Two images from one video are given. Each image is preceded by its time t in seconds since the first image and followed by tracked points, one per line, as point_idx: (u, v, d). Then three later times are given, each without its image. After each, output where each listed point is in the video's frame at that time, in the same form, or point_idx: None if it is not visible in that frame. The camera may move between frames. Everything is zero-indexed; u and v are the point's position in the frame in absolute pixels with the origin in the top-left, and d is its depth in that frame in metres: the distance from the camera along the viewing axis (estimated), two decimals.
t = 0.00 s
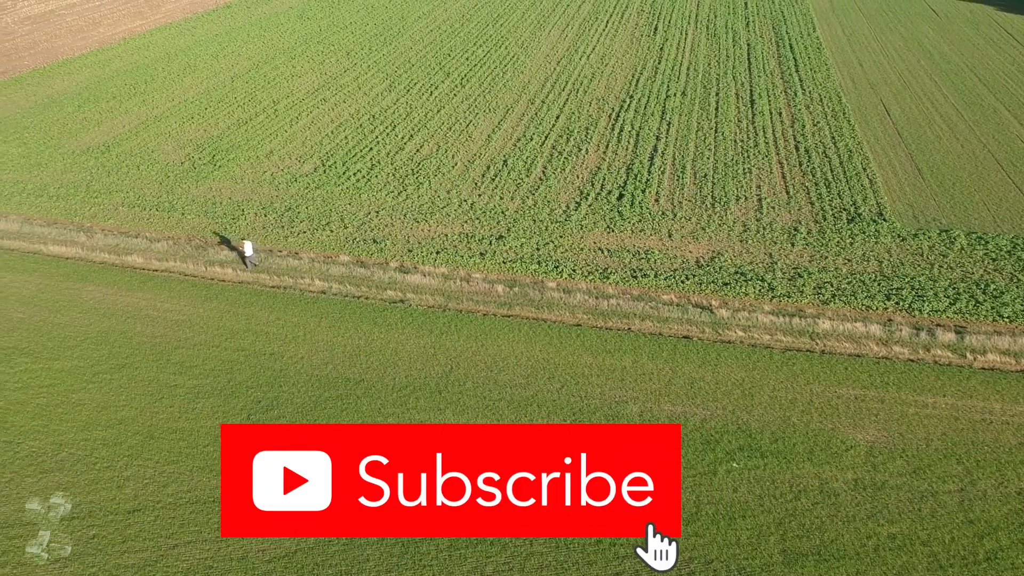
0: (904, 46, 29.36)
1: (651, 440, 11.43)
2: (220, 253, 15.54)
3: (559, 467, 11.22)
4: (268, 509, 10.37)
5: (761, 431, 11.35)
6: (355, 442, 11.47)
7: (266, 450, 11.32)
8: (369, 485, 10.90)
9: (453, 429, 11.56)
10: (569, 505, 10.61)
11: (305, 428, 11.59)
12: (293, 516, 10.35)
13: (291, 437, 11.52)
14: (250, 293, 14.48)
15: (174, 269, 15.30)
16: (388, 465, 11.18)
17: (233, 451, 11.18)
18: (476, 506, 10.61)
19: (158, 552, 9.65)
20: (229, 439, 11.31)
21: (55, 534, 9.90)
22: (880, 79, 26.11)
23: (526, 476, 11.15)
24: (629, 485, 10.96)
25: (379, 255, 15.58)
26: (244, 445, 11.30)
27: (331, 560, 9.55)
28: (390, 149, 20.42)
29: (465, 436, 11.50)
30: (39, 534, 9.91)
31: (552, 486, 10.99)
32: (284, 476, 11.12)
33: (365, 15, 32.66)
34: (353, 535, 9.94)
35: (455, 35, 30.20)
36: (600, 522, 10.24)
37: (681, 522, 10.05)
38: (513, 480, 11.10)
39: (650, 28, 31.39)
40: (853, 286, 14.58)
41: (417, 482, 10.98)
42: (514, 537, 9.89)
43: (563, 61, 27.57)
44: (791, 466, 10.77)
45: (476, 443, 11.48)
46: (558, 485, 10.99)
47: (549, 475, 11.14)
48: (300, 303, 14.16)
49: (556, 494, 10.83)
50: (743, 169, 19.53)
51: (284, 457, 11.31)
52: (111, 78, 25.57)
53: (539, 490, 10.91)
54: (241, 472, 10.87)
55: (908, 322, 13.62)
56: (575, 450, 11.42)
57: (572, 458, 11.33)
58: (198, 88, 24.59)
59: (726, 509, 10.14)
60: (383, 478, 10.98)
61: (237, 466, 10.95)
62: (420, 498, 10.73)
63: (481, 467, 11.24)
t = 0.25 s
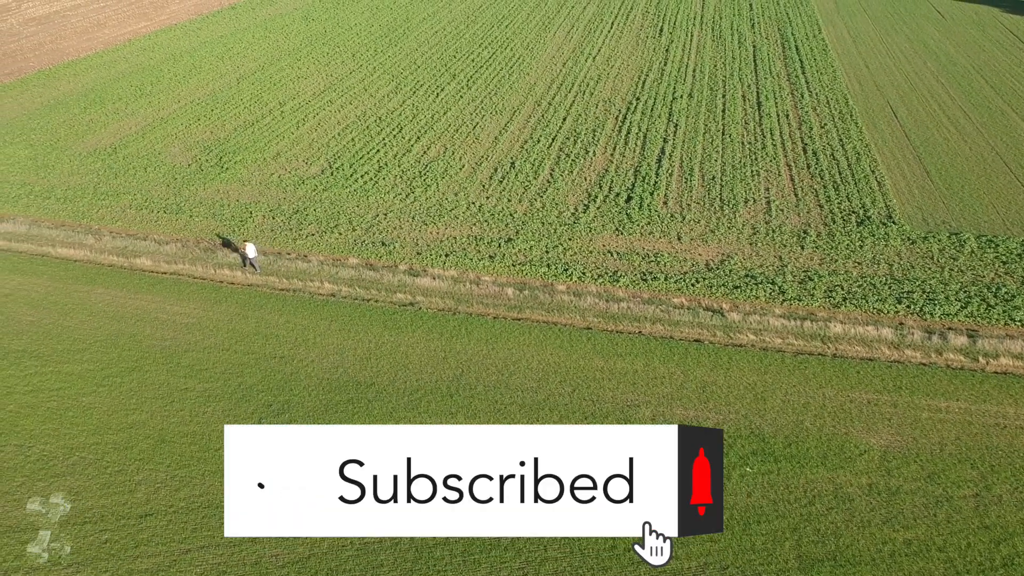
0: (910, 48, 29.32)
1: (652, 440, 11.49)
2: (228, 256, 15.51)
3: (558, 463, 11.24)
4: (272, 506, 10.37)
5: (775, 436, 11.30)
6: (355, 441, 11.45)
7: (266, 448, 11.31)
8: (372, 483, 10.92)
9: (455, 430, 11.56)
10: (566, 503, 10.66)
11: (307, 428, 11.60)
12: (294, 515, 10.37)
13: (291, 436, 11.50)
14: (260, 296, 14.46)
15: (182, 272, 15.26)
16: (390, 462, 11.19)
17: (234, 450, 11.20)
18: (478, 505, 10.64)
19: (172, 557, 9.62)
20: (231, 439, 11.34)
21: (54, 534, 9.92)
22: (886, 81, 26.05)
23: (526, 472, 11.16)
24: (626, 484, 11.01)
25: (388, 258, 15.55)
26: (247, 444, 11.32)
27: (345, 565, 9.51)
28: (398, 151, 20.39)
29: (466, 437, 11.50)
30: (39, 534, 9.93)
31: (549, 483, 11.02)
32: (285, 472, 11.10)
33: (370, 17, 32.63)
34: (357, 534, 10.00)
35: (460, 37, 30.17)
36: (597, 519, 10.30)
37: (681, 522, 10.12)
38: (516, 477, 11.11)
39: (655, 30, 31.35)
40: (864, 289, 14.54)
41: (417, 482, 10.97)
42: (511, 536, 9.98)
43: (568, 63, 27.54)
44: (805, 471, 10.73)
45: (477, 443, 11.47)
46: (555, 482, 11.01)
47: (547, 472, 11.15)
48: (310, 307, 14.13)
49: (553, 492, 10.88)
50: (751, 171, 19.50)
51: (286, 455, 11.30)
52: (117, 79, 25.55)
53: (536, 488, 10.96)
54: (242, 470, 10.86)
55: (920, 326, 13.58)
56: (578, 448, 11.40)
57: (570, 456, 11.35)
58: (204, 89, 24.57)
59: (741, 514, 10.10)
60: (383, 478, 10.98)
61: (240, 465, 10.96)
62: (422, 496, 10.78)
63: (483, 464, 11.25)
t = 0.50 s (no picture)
0: (916, 50, 29.28)
1: (646, 439, 11.52)
2: (237, 259, 15.48)
3: (564, 463, 11.18)
4: (265, 508, 10.42)
5: (788, 441, 11.28)
6: (354, 441, 11.49)
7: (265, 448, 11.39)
8: (363, 483, 10.94)
9: (451, 429, 11.58)
10: (575, 504, 10.64)
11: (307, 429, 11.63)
12: (294, 515, 10.43)
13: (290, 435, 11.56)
14: (269, 299, 14.43)
15: (191, 274, 15.23)
16: (382, 461, 11.20)
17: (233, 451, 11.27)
18: (473, 504, 10.65)
19: (186, 562, 9.60)
20: (225, 439, 11.37)
21: (54, 534, 9.96)
22: (893, 83, 26.01)
23: (529, 471, 11.14)
24: (635, 482, 10.95)
25: (397, 261, 15.52)
26: (240, 445, 11.37)
27: (359, 570, 9.49)
28: (405, 153, 20.35)
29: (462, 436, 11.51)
30: (39, 534, 9.97)
31: (557, 483, 10.98)
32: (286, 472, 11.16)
33: (375, 18, 32.61)
34: (350, 534, 10.05)
35: (466, 38, 30.14)
36: (607, 521, 10.28)
37: (684, 524, 10.18)
38: (510, 474, 11.09)
39: (660, 31, 31.31)
40: (875, 292, 14.51)
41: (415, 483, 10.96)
42: (522, 538, 9.95)
43: (574, 64, 27.49)
44: (819, 476, 10.69)
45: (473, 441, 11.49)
46: (563, 482, 10.98)
47: (553, 471, 11.13)
48: (320, 310, 14.10)
49: (562, 492, 10.84)
50: (759, 173, 19.46)
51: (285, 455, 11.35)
52: (123, 80, 25.52)
53: (543, 488, 10.92)
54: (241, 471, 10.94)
55: (932, 329, 13.53)
56: (571, 447, 11.40)
57: (575, 455, 11.31)
58: (210, 91, 24.54)
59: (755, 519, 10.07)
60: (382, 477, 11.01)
61: (234, 466, 11.01)
62: (416, 496, 10.77)
63: (478, 463, 11.21)
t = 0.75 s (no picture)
0: (921, 51, 29.24)
1: (645, 439, 11.54)
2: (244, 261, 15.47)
3: (564, 463, 11.21)
4: (265, 508, 10.45)
5: (798, 443, 11.27)
6: (354, 441, 11.52)
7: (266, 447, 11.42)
8: (363, 482, 10.97)
9: (451, 429, 11.62)
10: (575, 504, 10.67)
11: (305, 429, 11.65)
12: (295, 515, 10.48)
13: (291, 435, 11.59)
14: (277, 301, 14.41)
15: (198, 276, 15.21)
16: (382, 461, 11.23)
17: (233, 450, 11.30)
18: (473, 504, 10.67)
19: (197, 566, 9.59)
20: (225, 439, 11.40)
21: (55, 534, 9.98)
22: (898, 84, 25.98)
23: (529, 471, 11.16)
24: (634, 483, 11.03)
25: (404, 262, 15.51)
26: (240, 445, 11.39)
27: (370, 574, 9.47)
28: (411, 154, 20.33)
29: (462, 437, 11.54)
30: (39, 534, 9.99)
31: (556, 483, 11.01)
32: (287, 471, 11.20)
33: (379, 18, 32.59)
34: (350, 535, 10.08)
35: (470, 39, 30.11)
36: (608, 521, 10.32)
37: (684, 524, 10.24)
38: (509, 474, 11.11)
39: (664, 32, 31.28)
40: (883, 295, 14.48)
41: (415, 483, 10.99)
42: (531, 541, 9.95)
43: (578, 65, 27.45)
44: (830, 480, 10.66)
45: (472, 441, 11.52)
46: (562, 481, 11.01)
47: (553, 471, 11.15)
48: (328, 312, 14.08)
49: (562, 492, 10.87)
50: (766, 175, 19.43)
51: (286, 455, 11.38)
52: (127, 81, 25.50)
53: (543, 488, 10.95)
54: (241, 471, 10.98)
55: (941, 332, 13.50)
56: (570, 447, 11.42)
57: (575, 455, 11.33)
58: (215, 92, 24.52)
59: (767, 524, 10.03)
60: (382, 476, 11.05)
61: (234, 466, 11.05)
62: (416, 496, 10.80)
63: (478, 464, 11.24)
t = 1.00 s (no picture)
0: (926, 50, 29.17)
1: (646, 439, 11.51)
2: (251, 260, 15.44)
3: (564, 463, 11.19)
4: (265, 508, 10.44)
5: (809, 445, 11.25)
6: (353, 441, 11.49)
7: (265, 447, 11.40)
8: (363, 482, 10.96)
9: (450, 429, 11.60)
10: (575, 504, 10.67)
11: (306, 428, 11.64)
12: (294, 515, 10.47)
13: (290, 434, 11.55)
14: (284, 301, 14.38)
15: (206, 276, 15.18)
16: (381, 461, 11.21)
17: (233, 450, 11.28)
18: (473, 504, 10.68)
19: (207, 568, 9.57)
20: (224, 440, 11.39)
21: (54, 534, 9.97)
22: (903, 84, 25.90)
23: (529, 471, 11.14)
24: (634, 483, 11.00)
25: (411, 262, 15.48)
26: (240, 445, 11.38)
27: None
28: (417, 153, 20.28)
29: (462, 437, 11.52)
30: (39, 534, 9.99)
31: (557, 483, 11.00)
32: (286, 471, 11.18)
33: (382, 17, 32.52)
34: (352, 535, 10.08)
35: (474, 37, 30.03)
36: (608, 521, 10.31)
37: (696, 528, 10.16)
38: (509, 474, 11.10)
39: (669, 31, 31.21)
40: (893, 295, 14.44)
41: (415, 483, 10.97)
42: (543, 543, 9.93)
43: (583, 64, 27.39)
44: (842, 482, 10.63)
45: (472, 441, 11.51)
46: (563, 482, 10.99)
47: (553, 471, 11.14)
48: (336, 312, 14.05)
49: (562, 492, 10.86)
50: (773, 175, 19.38)
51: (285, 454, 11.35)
52: (131, 80, 25.44)
53: (543, 488, 10.93)
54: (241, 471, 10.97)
55: (950, 333, 13.47)
56: (570, 447, 11.40)
57: (575, 454, 11.31)
58: (219, 90, 24.47)
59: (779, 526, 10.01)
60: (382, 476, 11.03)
61: (234, 466, 11.04)
62: (416, 496, 10.79)
63: (478, 463, 11.22)
